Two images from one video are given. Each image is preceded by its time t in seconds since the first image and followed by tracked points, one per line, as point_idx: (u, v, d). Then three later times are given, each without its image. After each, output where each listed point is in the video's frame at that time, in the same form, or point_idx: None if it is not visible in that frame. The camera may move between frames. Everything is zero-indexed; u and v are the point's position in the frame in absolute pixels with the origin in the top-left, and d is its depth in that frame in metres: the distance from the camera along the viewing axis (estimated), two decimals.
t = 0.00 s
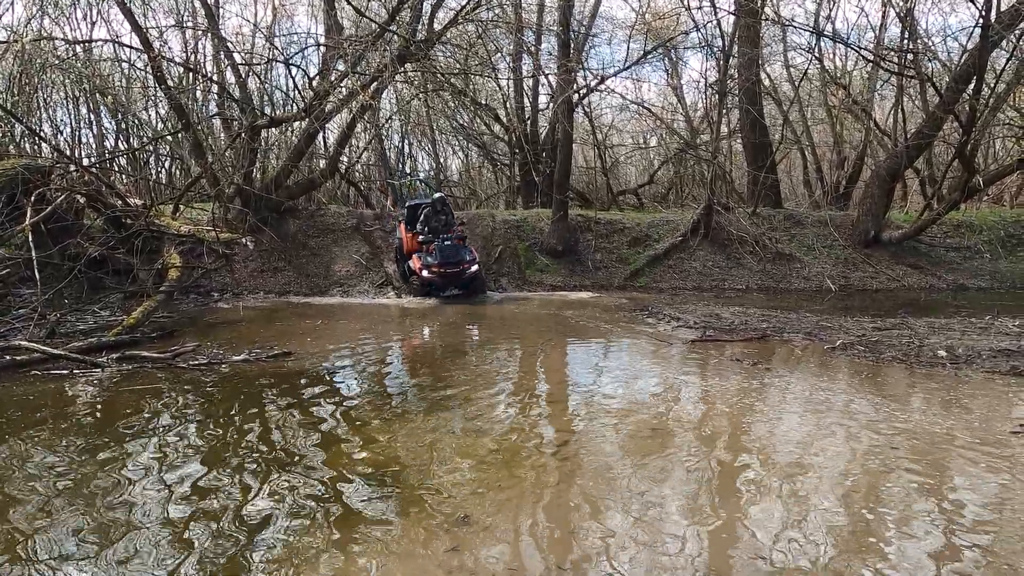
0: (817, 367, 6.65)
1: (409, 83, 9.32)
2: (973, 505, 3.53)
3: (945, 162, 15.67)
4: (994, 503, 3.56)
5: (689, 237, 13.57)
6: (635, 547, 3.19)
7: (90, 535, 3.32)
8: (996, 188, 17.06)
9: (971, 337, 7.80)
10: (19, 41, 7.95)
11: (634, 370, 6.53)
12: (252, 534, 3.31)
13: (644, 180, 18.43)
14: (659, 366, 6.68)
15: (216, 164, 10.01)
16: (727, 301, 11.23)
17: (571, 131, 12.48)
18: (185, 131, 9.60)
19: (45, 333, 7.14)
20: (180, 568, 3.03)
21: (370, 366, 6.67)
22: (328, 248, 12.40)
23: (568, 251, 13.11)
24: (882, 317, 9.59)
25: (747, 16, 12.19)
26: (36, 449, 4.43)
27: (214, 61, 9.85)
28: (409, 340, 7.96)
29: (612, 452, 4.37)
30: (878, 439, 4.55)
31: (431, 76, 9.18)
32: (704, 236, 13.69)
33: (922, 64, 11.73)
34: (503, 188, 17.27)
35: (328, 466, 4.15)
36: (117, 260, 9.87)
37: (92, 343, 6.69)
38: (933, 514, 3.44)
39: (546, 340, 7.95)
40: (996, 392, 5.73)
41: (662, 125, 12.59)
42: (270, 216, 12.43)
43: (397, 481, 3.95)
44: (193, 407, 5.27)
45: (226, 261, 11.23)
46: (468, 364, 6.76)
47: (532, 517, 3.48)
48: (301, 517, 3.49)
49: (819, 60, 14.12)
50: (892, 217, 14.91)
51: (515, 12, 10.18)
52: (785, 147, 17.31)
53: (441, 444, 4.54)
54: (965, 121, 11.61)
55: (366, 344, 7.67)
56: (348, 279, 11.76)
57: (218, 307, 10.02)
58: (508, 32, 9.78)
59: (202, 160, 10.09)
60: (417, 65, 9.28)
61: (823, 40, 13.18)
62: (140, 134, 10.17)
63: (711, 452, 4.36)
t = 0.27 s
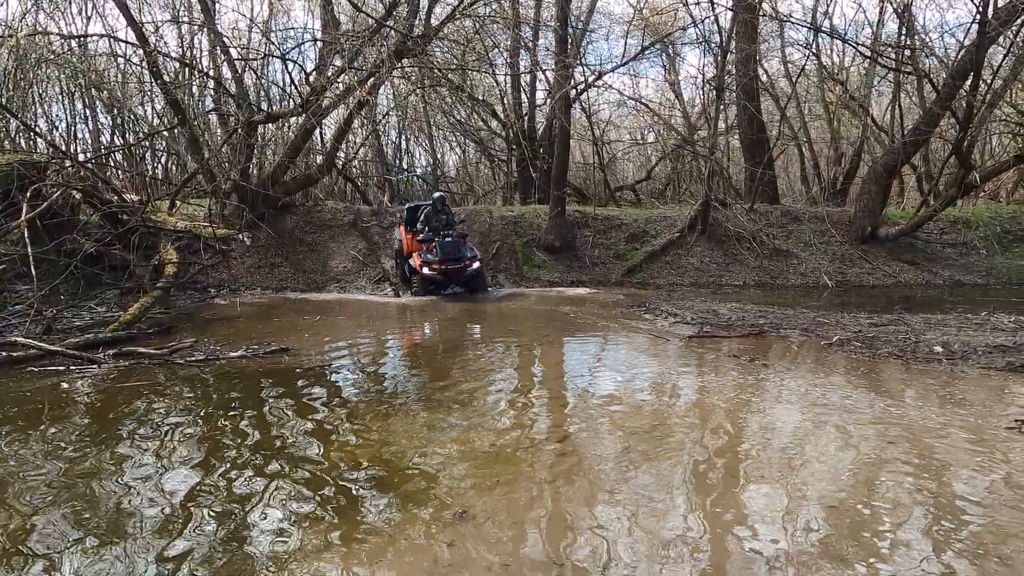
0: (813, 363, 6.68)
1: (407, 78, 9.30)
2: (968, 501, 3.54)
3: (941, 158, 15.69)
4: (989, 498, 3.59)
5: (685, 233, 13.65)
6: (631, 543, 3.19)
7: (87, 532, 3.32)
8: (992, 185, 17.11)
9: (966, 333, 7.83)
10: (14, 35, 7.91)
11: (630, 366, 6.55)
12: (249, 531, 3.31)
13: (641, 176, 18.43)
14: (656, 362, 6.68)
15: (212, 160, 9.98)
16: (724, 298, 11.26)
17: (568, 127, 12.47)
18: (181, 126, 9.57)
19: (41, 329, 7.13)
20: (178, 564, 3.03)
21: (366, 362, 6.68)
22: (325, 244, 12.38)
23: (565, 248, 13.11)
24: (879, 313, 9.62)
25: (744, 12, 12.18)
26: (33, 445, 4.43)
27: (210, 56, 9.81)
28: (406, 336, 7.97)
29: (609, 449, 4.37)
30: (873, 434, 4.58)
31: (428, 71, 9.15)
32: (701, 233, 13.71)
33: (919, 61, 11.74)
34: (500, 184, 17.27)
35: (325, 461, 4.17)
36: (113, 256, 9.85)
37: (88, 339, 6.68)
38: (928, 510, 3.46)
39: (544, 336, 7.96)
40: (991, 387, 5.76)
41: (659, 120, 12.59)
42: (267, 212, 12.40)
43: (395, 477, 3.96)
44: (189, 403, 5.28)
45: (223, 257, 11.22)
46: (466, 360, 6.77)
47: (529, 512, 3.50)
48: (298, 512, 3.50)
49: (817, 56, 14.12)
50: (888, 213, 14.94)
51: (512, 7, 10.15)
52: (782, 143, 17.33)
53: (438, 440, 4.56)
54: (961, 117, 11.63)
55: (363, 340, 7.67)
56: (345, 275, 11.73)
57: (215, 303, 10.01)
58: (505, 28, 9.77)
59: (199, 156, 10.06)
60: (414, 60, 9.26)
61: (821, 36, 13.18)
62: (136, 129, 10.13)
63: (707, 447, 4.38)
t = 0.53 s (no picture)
0: (809, 359, 6.70)
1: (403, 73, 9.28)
2: (962, 496, 3.55)
3: (937, 154, 15.72)
4: (983, 493, 3.60)
5: (681, 229, 13.67)
6: (627, 538, 3.19)
7: (81, 528, 3.31)
8: (987, 181, 17.17)
9: (961, 329, 7.87)
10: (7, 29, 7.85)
11: (627, 362, 6.55)
12: (244, 527, 3.30)
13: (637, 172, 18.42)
14: (652, 358, 6.69)
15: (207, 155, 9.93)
16: (720, 293, 11.28)
17: (565, 123, 12.45)
18: (176, 121, 9.52)
19: (35, 324, 7.09)
20: (172, 560, 3.02)
21: (362, 357, 6.66)
22: (321, 240, 12.35)
23: (562, 243, 13.11)
24: (874, 309, 9.65)
25: (741, 8, 12.18)
26: (28, 441, 4.42)
27: (205, 50, 9.76)
28: (402, 331, 7.96)
29: (605, 444, 4.37)
30: (868, 429, 4.60)
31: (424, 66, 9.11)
32: (697, 228, 13.73)
33: (914, 57, 11.77)
34: (496, 179, 17.24)
35: (322, 457, 4.16)
36: (107, 251, 9.80)
37: (83, 334, 6.66)
38: (923, 505, 3.47)
39: (540, 331, 7.96)
40: (985, 382, 5.78)
41: (655, 116, 12.60)
42: (262, 207, 12.35)
43: (391, 473, 3.95)
44: (185, 398, 5.26)
45: (218, 252, 11.18)
46: (462, 356, 6.76)
47: (525, 507, 3.50)
48: (294, 507, 3.49)
49: (813, 52, 14.13)
50: (884, 209, 14.98)
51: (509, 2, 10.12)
52: (778, 139, 17.35)
53: (435, 435, 4.56)
54: (957, 113, 11.66)
55: (359, 336, 7.65)
56: (341, 270, 11.69)
57: (210, 299, 9.98)
58: (501, 23, 9.74)
59: (193, 151, 10.01)
60: (410, 55, 9.23)
61: (817, 32, 13.18)
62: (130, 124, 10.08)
63: (703, 442, 4.39)
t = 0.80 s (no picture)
0: (800, 354, 6.74)
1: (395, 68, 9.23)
2: (951, 491, 3.58)
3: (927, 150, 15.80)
4: (972, 487, 3.64)
5: (674, 225, 13.69)
6: (619, 533, 3.20)
7: (72, 525, 3.28)
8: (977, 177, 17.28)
9: (951, 324, 7.93)
10: None
11: (619, 357, 6.57)
12: (236, 523, 3.29)
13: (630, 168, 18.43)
14: (645, 353, 6.70)
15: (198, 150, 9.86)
16: (712, 289, 11.31)
17: (557, 118, 12.44)
18: (166, 115, 9.44)
19: (25, 320, 7.04)
20: (163, 557, 3.01)
21: (354, 353, 6.64)
22: (313, 235, 12.29)
23: (555, 239, 13.11)
24: (865, 304, 9.71)
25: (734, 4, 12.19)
26: (17, 437, 4.39)
27: (195, 44, 9.68)
28: (395, 327, 7.94)
29: (597, 439, 4.38)
30: (859, 424, 4.63)
31: (416, 60, 9.05)
32: (690, 224, 13.77)
33: (906, 53, 11.82)
34: (489, 175, 17.21)
35: (314, 452, 4.15)
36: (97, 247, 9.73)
37: (73, 330, 6.61)
38: (913, 499, 3.49)
39: (533, 327, 7.96)
40: (975, 377, 5.83)
41: (648, 112, 12.60)
42: (254, 202, 12.27)
43: (384, 469, 3.94)
44: (176, 394, 5.24)
45: (209, 248, 11.11)
46: (455, 351, 6.76)
47: (518, 502, 3.51)
48: (286, 503, 3.49)
49: (805, 48, 14.17)
50: (875, 205, 15.05)
51: None
52: (770, 135, 17.40)
53: (427, 431, 4.56)
54: (947, 110, 11.73)
55: (351, 332, 7.63)
56: (334, 266, 11.62)
57: (202, 294, 9.92)
58: (494, 18, 9.71)
59: (184, 145, 9.94)
60: (402, 50, 9.18)
61: (809, 28, 13.21)
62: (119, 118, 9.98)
63: (695, 437, 4.41)
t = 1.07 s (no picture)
0: (795, 350, 6.76)
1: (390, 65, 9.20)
2: (943, 485, 3.61)
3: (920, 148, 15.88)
4: (964, 481, 3.66)
5: (669, 221, 13.71)
6: (614, 528, 3.21)
7: (65, 522, 3.27)
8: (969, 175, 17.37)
9: (945, 321, 7.96)
10: None
11: (615, 354, 6.57)
12: (230, 519, 3.28)
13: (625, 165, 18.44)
14: (640, 350, 6.70)
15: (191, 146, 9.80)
16: (707, 286, 11.33)
17: (552, 115, 12.42)
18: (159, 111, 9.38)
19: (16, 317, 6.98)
20: (157, 554, 3.00)
21: (349, 351, 6.62)
22: (307, 232, 12.24)
23: (550, 236, 13.10)
24: (859, 301, 9.75)
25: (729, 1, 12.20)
26: (10, 434, 4.36)
27: (188, 40, 9.61)
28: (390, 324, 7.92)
29: (593, 435, 4.39)
30: (853, 419, 4.65)
31: (410, 57, 9.00)
32: (685, 221, 13.80)
33: (899, 51, 11.86)
34: (484, 172, 17.18)
35: (309, 449, 4.14)
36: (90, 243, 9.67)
37: (65, 327, 6.56)
38: (905, 493, 3.52)
39: (529, 324, 7.96)
40: (968, 373, 5.86)
41: (643, 109, 12.60)
42: (247, 199, 12.20)
43: (379, 465, 3.93)
44: (171, 392, 5.22)
45: (202, 245, 11.06)
46: (451, 348, 6.75)
47: (513, 498, 3.51)
48: (281, 500, 3.48)
49: (799, 45, 14.19)
50: (868, 202, 15.11)
51: None
52: (764, 132, 17.44)
53: (423, 427, 4.55)
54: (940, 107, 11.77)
55: (346, 329, 7.60)
56: (328, 263, 11.58)
57: (195, 291, 9.87)
58: (489, 14, 9.68)
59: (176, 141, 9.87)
60: (397, 46, 9.14)
61: (803, 25, 13.25)
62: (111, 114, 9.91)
63: (690, 432, 4.42)
